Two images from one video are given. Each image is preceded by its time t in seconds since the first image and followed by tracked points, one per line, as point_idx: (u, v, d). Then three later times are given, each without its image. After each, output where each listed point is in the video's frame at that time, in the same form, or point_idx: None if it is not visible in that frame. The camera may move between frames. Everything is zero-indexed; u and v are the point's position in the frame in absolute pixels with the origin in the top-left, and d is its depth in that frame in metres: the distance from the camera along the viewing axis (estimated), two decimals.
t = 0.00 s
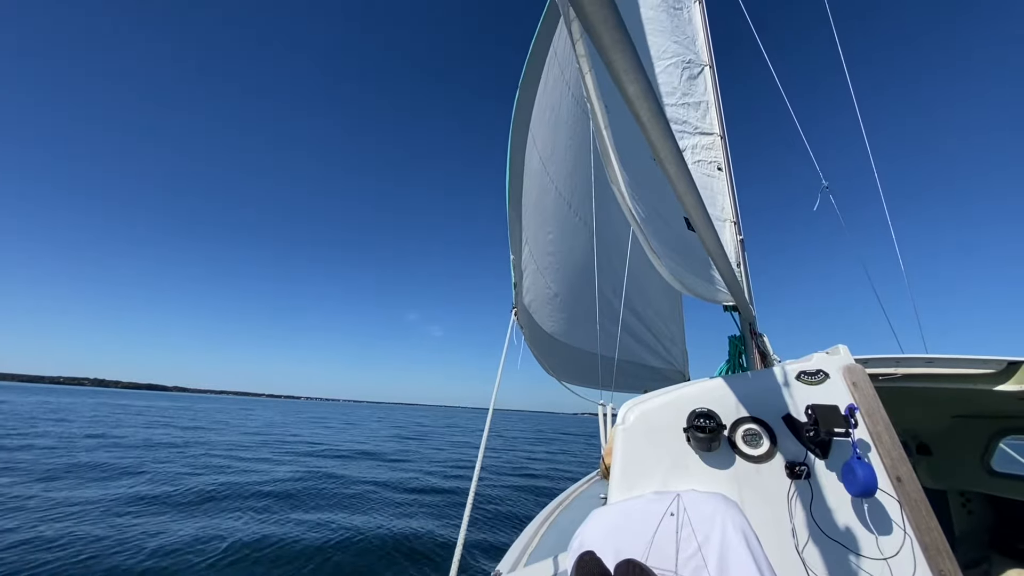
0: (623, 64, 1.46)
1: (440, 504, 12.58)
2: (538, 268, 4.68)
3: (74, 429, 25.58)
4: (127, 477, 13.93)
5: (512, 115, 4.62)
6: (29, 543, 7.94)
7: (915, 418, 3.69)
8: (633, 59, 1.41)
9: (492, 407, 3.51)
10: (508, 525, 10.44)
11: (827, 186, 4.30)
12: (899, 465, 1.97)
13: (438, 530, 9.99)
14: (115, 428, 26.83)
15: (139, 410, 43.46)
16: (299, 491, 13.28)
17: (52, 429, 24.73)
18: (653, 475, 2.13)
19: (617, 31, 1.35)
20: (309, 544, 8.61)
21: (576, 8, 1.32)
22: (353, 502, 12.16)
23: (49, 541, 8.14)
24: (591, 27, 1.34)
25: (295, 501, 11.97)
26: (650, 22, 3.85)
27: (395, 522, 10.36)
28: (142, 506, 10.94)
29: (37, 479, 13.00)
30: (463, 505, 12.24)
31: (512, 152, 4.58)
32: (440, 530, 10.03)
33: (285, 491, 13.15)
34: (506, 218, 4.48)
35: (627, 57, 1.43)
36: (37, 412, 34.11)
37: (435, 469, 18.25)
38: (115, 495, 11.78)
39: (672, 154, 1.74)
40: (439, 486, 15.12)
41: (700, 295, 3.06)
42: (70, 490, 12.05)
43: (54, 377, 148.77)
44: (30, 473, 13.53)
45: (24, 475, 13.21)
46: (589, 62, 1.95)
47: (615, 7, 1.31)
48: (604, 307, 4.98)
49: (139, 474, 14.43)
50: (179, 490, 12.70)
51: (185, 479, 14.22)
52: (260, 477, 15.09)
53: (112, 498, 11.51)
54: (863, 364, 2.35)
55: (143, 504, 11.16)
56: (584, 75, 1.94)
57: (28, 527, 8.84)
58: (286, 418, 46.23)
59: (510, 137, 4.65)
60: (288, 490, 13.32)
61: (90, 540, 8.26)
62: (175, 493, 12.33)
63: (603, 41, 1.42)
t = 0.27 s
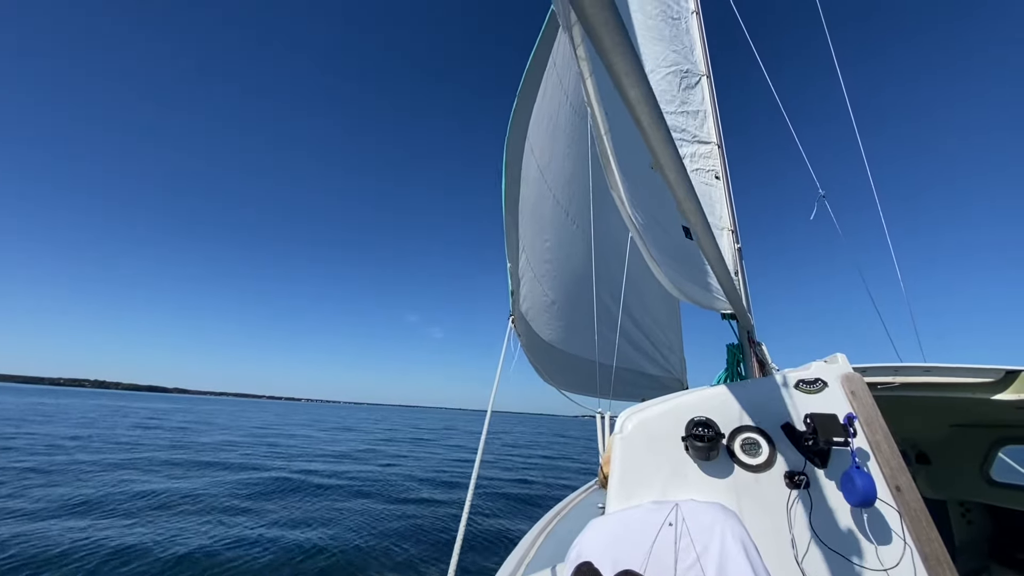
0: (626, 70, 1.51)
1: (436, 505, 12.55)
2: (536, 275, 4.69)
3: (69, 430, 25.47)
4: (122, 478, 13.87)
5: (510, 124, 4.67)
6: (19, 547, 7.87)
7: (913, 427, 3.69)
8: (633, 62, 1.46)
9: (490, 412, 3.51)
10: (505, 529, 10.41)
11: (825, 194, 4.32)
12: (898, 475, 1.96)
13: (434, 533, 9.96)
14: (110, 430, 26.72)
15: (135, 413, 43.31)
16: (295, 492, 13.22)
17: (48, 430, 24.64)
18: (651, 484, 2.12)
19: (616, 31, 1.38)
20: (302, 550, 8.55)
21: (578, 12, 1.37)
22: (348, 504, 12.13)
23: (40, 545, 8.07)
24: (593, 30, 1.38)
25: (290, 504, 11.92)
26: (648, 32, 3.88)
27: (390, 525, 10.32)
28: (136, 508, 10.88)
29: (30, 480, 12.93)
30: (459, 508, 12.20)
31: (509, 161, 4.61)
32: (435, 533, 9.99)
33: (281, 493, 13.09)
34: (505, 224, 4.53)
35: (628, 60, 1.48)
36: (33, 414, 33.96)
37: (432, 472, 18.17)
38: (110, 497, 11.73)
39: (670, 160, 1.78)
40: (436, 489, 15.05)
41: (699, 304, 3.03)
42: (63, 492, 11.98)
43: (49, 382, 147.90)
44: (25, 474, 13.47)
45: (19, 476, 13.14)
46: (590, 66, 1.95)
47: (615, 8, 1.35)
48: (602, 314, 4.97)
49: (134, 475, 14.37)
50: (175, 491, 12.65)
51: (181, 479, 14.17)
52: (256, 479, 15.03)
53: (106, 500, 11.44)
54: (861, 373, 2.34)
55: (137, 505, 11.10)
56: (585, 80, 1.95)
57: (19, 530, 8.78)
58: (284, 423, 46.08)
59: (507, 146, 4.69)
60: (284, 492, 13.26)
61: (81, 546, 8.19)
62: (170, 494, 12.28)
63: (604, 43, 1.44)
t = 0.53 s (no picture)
0: (631, 72, 1.58)
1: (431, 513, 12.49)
2: (535, 282, 4.69)
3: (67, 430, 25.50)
4: (117, 481, 13.82)
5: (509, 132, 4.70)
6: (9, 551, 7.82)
7: (912, 436, 3.68)
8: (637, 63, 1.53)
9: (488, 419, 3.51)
10: (500, 539, 10.34)
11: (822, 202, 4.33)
12: (896, 485, 1.95)
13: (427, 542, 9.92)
14: (109, 431, 26.79)
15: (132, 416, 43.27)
16: (291, 498, 13.17)
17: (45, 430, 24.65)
18: (649, 493, 2.11)
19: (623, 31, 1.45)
20: (295, 559, 8.50)
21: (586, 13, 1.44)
22: (343, 510, 12.08)
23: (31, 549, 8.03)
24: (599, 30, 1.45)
25: (285, 509, 11.87)
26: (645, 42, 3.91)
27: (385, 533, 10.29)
28: (130, 511, 10.84)
29: (25, 481, 12.89)
30: (455, 517, 12.13)
31: (507, 169, 4.62)
32: (429, 542, 9.94)
33: (276, 498, 13.04)
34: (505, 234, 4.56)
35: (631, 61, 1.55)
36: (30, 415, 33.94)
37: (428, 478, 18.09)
38: (104, 499, 11.68)
39: (671, 160, 1.85)
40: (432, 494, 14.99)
41: (699, 310, 3.03)
42: (57, 494, 11.94)
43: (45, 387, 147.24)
44: (21, 476, 13.44)
45: (15, 478, 13.12)
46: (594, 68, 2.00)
47: (620, 9, 1.41)
48: (600, 322, 4.97)
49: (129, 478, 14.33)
50: (170, 495, 12.61)
51: (176, 483, 14.13)
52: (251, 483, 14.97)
53: (100, 503, 11.41)
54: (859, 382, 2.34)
55: (131, 508, 11.07)
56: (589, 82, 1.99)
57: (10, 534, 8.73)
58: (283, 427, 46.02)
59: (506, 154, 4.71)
60: (280, 497, 13.20)
61: (72, 550, 8.14)
62: (164, 498, 12.23)
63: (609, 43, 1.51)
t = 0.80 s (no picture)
0: (634, 70, 1.66)
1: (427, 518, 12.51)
2: (534, 285, 4.70)
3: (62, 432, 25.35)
4: (112, 485, 13.79)
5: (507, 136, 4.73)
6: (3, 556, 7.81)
7: (909, 440, 3.70)
8: (640, 59, 1.60)
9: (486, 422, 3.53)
10: (493, 546, 10.22)
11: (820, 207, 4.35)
12: (893, 489, 1.95)
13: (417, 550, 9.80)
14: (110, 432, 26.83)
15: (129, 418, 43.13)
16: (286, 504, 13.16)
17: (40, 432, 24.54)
18: (647, 497, 2.11)
19: (624, 28, 1.55)
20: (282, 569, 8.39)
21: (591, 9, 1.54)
22: (340, 516, 12.08)
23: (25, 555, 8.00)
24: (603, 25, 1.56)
25: (281, 514, 11.88)
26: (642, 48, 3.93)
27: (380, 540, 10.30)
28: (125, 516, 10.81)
29: (19, 485, 12.84)
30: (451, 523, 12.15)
31: (507, 172, 4.63)
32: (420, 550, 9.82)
33: (272, 503, 13.01)
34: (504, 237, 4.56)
35: (635, 60, 1.64)
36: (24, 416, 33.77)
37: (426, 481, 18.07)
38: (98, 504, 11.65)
39: (672, 160, 1.91)
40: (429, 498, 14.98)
41: (698, 314, 3.04)
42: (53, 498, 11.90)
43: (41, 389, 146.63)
44: (19, 479, 13.44)
45: (13, 481, 13.12)
46: (597, 70, 2.05)
47: (625, 7, 1.53)
48: (600, 325, 4.98)
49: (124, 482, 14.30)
50: (165, 499, 12.57)
51: (171, 488, 14.08)
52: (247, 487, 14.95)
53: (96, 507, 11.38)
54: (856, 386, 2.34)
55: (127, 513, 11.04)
56: (592, 83, 2.04)
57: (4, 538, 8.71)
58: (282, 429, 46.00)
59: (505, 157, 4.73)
60: (275, 502, 13.17)
61: (66, 556, 8.11)
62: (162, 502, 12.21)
63: (613, 40, 1.61)
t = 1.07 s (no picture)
0: (635, 70, 1.65)
1: (424, 515, 12.58)
2: (534, 283, 4.70)
3: (58, 433, 25.29)
4: (108, 484, 13.78)
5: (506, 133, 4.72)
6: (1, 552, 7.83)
7: (909, 437, 3.70)
8: (641, 59, 1.60)
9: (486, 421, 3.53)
10: (488, 546, 10.13)
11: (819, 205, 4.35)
12: (893, 487, 1.95)
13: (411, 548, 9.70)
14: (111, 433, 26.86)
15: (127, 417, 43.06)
16: (284, 503, 13.17)
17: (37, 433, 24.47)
18: (648, 494, 2.11)
19: (627, 28, 1.53)
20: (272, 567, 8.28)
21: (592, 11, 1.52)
22: (337, 514, 12.12)
23: (20, 550, 8.00)
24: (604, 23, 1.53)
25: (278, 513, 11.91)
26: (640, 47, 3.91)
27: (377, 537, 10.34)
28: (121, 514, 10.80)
29: (15, 484, 12.83)
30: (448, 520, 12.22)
31: (506, 170, 4.63)
32: (414, 549, 9.72)
33: (269, 503, 13.02)
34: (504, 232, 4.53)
35: (635, 58, 1.63)
36: (21, 416, 33.67)
37: (425, 480, 18.08)
38: (95, 503, 11.65)
39: (672, 159, 1.91)
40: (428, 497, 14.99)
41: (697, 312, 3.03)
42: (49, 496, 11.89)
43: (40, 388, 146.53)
44: (18, 478, 13.46)
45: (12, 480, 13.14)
46: (597, 68, 2.04)
47: (626, 6, 1.51)
48: (599, 323, 4.98)
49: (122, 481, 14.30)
50: (162, 498, 12.56)
51: (167, 487, 14.06)
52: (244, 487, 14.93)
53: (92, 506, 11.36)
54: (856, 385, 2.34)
55: (123, 511, 11.04)
56: (592, 81, 2.03)
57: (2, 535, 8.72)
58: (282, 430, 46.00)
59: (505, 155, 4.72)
60: (272, 501, 13.17)
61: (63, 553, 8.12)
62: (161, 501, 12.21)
63: (614, 41, 1.60)
